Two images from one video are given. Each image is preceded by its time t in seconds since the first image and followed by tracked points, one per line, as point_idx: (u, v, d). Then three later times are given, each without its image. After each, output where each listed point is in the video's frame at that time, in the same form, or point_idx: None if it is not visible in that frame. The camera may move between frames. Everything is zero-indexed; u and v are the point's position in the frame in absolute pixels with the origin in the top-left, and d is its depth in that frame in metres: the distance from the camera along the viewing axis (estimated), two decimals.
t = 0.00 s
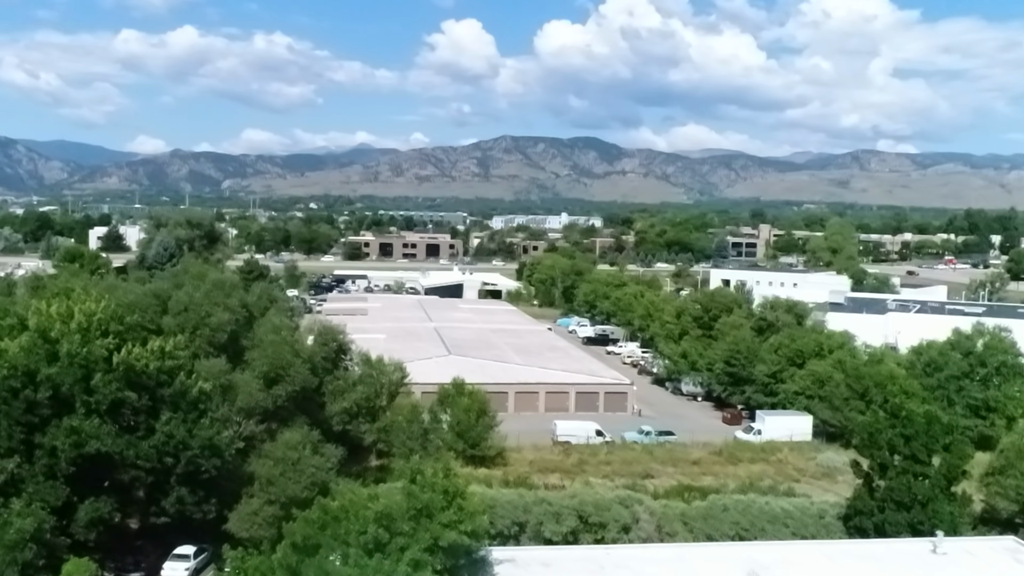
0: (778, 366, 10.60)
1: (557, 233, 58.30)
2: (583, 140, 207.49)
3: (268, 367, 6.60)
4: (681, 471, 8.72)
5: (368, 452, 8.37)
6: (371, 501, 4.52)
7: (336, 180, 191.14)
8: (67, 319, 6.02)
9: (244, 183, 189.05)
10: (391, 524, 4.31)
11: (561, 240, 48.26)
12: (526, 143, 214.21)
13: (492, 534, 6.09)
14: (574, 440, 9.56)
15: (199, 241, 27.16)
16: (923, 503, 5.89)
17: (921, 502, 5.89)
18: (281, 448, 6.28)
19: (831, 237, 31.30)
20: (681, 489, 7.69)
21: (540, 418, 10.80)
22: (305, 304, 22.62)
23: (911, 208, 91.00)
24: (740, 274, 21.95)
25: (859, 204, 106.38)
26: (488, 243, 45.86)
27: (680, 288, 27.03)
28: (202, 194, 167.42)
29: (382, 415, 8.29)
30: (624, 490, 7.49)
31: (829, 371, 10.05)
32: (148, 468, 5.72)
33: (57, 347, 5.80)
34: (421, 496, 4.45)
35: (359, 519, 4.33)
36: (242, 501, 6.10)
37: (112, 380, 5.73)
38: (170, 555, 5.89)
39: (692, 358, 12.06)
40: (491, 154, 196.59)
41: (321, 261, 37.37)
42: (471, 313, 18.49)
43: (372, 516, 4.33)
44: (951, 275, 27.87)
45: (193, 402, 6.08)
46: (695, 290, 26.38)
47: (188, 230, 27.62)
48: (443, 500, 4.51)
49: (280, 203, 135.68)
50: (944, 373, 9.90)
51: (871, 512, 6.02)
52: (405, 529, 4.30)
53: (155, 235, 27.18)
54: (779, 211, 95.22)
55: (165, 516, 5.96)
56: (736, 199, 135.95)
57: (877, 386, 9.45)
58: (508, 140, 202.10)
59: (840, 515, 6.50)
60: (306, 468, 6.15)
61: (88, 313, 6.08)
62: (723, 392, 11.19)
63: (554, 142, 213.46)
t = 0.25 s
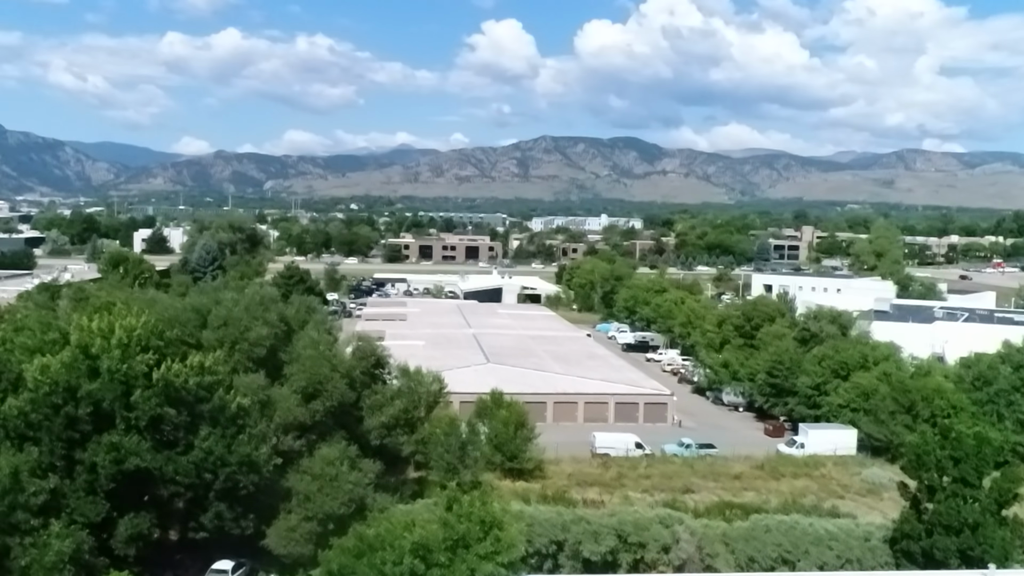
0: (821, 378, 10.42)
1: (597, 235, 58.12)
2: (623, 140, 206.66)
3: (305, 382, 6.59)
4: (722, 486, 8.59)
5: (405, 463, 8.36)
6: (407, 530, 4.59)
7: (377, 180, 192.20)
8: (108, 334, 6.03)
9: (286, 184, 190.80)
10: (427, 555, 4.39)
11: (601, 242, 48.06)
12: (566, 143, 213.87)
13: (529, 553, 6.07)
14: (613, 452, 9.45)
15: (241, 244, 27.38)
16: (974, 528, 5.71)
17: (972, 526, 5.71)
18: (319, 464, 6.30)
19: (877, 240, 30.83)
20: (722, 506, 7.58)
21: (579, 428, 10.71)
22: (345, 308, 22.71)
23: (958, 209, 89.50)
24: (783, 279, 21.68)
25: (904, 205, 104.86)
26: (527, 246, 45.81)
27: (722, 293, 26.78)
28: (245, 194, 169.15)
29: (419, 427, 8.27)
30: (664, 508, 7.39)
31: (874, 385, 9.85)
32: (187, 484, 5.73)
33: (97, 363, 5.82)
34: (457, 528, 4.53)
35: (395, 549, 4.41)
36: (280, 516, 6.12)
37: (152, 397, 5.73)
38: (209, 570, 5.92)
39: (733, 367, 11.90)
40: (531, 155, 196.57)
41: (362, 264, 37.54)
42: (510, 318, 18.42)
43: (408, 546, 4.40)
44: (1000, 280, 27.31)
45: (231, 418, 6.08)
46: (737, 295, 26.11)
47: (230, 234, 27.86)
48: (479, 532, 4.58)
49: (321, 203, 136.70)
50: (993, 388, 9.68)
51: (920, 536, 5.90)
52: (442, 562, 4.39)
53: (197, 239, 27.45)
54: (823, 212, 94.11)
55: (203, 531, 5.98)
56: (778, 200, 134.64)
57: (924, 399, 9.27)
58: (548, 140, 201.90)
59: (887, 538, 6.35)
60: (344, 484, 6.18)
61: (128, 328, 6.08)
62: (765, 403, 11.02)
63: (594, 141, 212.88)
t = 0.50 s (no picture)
0: (852, 388, 10.26)
1: (623, 236, 57.96)
2: (650, 139, 205.89)
3: (330, 395, 6.55)
4: (751, 499, 8.48)
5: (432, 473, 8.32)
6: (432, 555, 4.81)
7: (404, 181, 192.73)
8: (134, 347, 6.01)
9: (314, 184, 191.78)
10: None
11: (628, 244, 47.87)
12: (593, 142, 213.47)
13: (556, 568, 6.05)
14: (640, 463, 9.36)
15: (268, 247, 27.50)
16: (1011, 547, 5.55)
17: (1009, 547, 5.54)
18: (343, 478, 6.28)
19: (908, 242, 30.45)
20: (752, 521, 7.49)
21: (605, 438, 10.63)
22: (371, 311, 22.75)
23: (990, 209, 88.36)
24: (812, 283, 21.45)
25: (935, 205, 103.72)
26: (554, 247, 45.71)
27: (750, 296, 26.56)
28: (273, 195, 170.20)
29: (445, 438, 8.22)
30: (691, 523, 7.31)
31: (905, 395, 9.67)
32: (212, 498, 5.72)
33: (123, 377, 5.81)
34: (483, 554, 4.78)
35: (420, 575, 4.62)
36: (303, 531, 6.11)
37: (176, 411, 5.71)
38: None
39: (761, 376, 11.77)
40: (557, 155, 196.40)
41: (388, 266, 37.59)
42: (537, 323, 18.36)
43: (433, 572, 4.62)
44: None
45: (255, 431, 6.07)
46: (765, 299, 25.89)
47: (258, 236, 27.98)
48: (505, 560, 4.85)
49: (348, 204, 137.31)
50: None
51: (954, 556, 5.78)
52: None
53: (225, 241, 27.59)
54: (853, 213, 93.23)
55: (228, 544, 5.96)
56: (807, 200, 133.61)
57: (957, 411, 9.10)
58: (575, 140, 201.56)
59: (920, 558, 6.23)
60: (368, 498, 6.16)
61: (154, 341, 6.06)
62: (795, 413, 10.88)
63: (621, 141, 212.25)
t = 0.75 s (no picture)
0: (882, 400, 10.09)
1: (649, 238, 57.67)
2: (676, 139, 205.03)
3: (352, 411, 6.50)
4: (779, 513, 8.35)
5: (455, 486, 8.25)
6: None
7: (429, 181, 193.13)
8: (155, 363, 5.97)
9: (340, 185, 192.59)
10: None
11: (654, 246, 47.64)
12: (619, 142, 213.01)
13: None
14: (666, 475, 9.24)
15: (294, 250, 27.59)
16: None
17: None
18: (366, 494, 6.23)
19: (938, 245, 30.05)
20: (779, 537, 7.37)
21: (630, 449, 10.52)
22: (396, 314, 22.75)
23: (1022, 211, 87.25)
24: (840, 288, 21.21)
25: (966, 205, 102.52)
26: (579, 249, 45.62)
27: (777, 301, 26.32)
28: (300, 196, 171.09)
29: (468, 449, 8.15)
30: (718, 541, 7.21)
31: (938, 407, 9.47)
32: (233, 515, 5.66)
33: (145, 393, 5.77)
34: None
35: None
36: (326, 548, 6.04)
37: (198, 428, 5.67)
38: None
39: (790, 386, 11.61)
40: (583, 155, 196.12)
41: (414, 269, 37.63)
42: (562, 328, 18.27)
43: None
44: None
45: (278, 447, 6.02)
46: (792, 303, 25.63)
47: (283, 239, 28.06)
48: None
49: (374, 204, 137.81)
50: None
51: None
52: None
53: (251, 245, 27.69)
54: (882, 214, 92.37)
55: (249, 562, 5.86)
56: (834, 200, 132.55)
57: (991, 425, 8.90)
58: (600, 140, 201.13)
59: None
60: (391, 516, 6.11)
61: (175, 357, 6.02)
62: (824, 423, 10.73)
63: (647, 141, 211.54)
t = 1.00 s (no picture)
0: (910, 411, 9.90)
1: (672, 240, 57.43)
2: (698, 140, 204.23)
3: (372, 425, 6.44)
4: (805, 528, 8.21)
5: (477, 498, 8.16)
6: None
7: (451, 182, 193.44)
8: (174, 378, 5.92)
9: (362, 185, 193.29)
10: None
11: (676, 248, 47.43)
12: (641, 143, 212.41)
13: None
14: (689, 487, 9.11)
15: (315, 253, 27.64)
16: None
17: None
18: (385, 510, 6.16)
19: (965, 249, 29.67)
20: (806, 555, 7.23)
21: (653, 459, 10.40)
22: (417, 318, 22.71)
23: None
24: (866, 292, 20.96)
25: (993, 206, 101.47)
26: (601, 251, 45.46)
27: (801, 305, 26.08)
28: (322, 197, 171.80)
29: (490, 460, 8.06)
30: (743, 560, 7.08)
31: (968, 419, 9.27)
32: (251, 532, 5.59)
33: (163, 408, 5.71)
34: None
35: None
36: (344, 564, 5.97)
37: (216, 443, 5.61)
38: None
39: (815, 394, 11.45)
40: (605, 156, 195.71)
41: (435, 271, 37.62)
42: (584, 334, 18.16)
43: None
44: None
45: (296, 463, 5.96)
46: (817, 307, 25.38)
47: (305, 241, 28.08)
48: None
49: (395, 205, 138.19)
50: None
51: None
52: None
53: (273, 248, 27.75)
54: (907, 215, 91.63)
55: None
56: (859, 201, 131.62)
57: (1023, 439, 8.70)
58: (622, 140, 200.69)
59: None
60: (410, 533, 6.04)
61: (193, 370, 5.97)
62: (850, 434, 10.56)
63: (669, 141, 210.85)
